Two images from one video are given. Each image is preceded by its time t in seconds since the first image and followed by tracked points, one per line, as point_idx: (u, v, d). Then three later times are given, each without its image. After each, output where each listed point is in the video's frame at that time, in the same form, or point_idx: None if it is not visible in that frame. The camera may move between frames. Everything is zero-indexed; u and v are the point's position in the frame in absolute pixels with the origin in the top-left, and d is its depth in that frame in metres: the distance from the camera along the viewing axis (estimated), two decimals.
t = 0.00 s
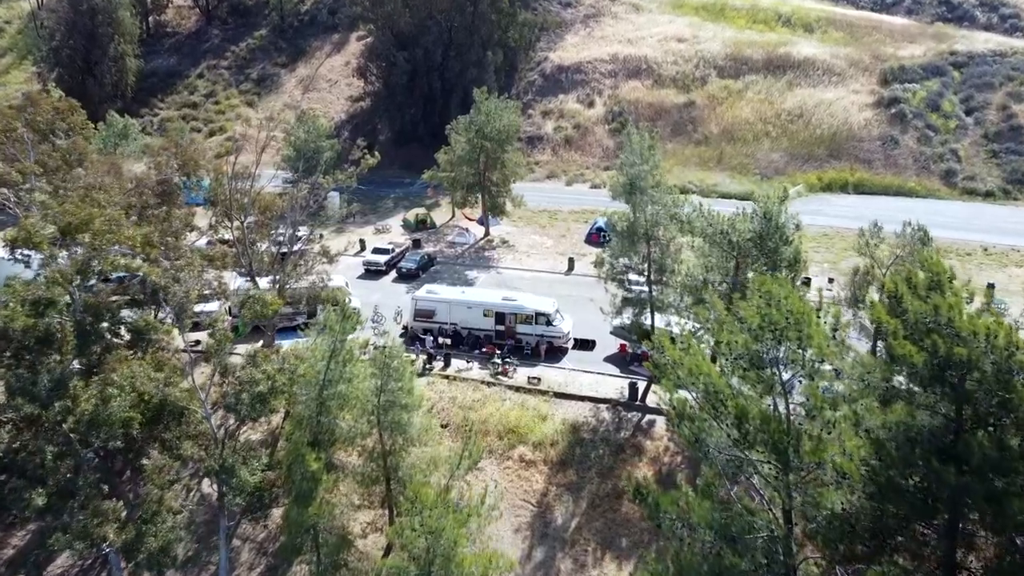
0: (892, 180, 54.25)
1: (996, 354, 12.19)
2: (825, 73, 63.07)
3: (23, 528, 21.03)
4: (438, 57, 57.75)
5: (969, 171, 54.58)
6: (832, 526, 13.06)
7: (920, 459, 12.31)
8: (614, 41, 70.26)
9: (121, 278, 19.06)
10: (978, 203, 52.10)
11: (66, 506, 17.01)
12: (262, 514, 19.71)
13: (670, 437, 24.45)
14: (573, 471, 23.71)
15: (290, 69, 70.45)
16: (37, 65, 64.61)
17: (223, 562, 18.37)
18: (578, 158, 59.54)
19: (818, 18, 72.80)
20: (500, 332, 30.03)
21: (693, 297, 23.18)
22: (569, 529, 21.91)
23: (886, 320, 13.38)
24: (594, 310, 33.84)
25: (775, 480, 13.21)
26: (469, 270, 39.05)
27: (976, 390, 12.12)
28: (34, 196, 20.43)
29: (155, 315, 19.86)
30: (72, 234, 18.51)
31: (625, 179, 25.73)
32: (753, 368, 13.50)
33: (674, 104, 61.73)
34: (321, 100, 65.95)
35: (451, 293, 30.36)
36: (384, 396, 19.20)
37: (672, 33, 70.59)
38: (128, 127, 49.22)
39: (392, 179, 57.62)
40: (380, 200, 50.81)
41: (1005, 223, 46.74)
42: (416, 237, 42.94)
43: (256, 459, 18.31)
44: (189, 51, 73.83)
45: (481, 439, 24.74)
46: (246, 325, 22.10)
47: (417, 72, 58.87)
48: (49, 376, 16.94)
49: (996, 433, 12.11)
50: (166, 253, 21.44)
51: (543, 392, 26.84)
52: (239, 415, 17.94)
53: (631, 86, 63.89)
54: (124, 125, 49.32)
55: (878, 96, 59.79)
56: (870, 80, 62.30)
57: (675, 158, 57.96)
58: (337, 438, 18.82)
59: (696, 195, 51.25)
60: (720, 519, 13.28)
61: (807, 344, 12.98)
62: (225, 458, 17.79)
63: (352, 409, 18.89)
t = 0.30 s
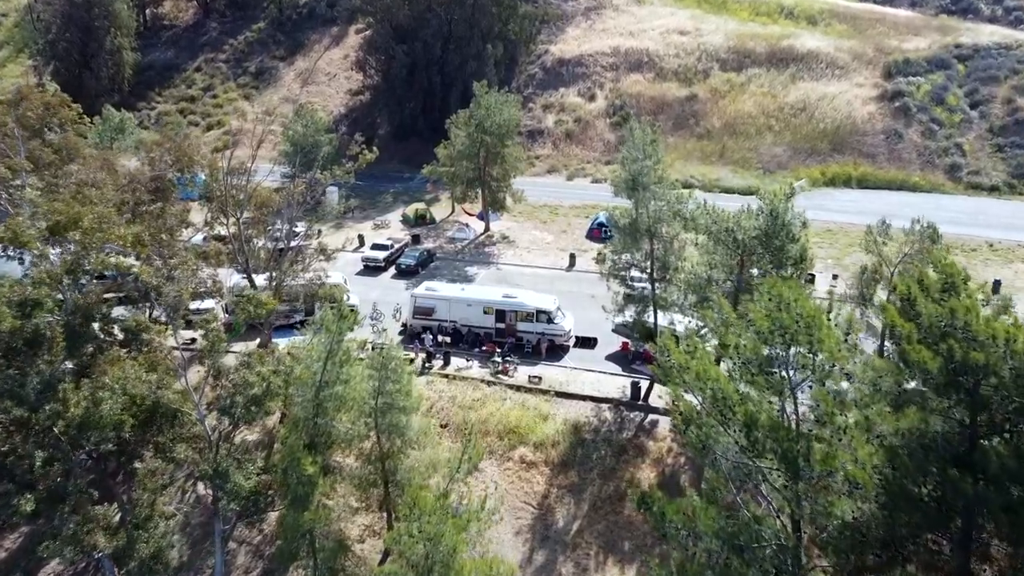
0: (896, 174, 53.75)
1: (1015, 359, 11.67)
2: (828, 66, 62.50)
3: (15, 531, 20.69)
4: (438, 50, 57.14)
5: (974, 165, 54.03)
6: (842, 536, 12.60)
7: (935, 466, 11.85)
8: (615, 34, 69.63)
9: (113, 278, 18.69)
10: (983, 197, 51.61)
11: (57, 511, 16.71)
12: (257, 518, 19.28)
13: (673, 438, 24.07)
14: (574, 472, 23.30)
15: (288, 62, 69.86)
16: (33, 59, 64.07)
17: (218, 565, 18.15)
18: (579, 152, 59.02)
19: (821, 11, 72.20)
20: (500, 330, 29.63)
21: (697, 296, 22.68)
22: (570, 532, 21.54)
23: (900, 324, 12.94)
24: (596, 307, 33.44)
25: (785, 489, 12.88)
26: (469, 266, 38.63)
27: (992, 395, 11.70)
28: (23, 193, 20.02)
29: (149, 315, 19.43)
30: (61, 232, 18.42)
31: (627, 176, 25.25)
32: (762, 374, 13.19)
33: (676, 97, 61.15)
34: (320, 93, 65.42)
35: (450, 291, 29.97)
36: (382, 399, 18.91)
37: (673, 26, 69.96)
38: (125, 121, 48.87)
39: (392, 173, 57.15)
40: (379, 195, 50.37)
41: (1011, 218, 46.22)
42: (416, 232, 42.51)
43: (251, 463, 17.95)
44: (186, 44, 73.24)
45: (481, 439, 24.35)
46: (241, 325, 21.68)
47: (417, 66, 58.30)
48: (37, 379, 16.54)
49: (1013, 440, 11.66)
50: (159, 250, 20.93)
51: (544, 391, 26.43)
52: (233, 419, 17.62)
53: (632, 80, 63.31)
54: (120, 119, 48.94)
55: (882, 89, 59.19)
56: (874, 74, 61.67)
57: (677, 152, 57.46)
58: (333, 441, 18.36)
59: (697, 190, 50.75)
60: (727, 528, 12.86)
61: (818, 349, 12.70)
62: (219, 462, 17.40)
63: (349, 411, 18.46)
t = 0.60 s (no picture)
0: (900, 169, 53.23)
1: None
2: (832, 59, 61.93)
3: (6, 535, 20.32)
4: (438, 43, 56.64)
5: (979, 159, 53.54)
6: (853, 546, 12.22)
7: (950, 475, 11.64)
8: (616, 26, 69.01)
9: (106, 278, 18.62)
10: (987, 192, 51.13)
11: (46, 516, 16.49)
12: (252, 523, 18.88)
13: (676, 439, 23.68)
14: (576, 474, 22.91)
15: (287, 54, 69.25)
16: (29, 51, 63.51)
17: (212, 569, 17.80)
18: (580, 146, 58.49)
19: (824, 3, 71.60)
20: (500, 327, 29.25)
21: (700, 295, 22.17)
22: (572, 535, 21.19)
23: (915, 328, 12.50)
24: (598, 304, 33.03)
25: (796, 499, 12.34)
26: (469, 262, 38.20)
27: (1009, 403, 11.32)
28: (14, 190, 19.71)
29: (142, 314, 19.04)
30: (49, 231, 18.25)
31: (629, 171, 24.73)
32: (771, 379, 12.80)
33: (678, 91, 60.60)
34: (318, 87, 64.86)
35: (450, 288, 29.55)
36: (379, 402, 18.31)
37: (675, 18, 69.34)
38: (121, 115, 48.38)
39: (391, 167, 56.65)
40: (378, 189, 49.92)
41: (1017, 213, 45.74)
42: (415, 228, 42.09)
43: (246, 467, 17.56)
44: (184, 36, 72.61)
45: (481, 439, 23.96)
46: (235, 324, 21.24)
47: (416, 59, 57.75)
48: (26, 382, 16.15)
49: None
50: (151, 247, 20.70)
51: (545, 391, 26.05)
52: (227, 422, 17.29)
53: (634, 73, 62.74)
54: (116, 113, 48.47)
55: (886, 82, 58.62)
56: (878, 67, 61.08)
57: (678, 146, 56.94)
58: (330, 443, 17.95)
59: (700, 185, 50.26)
60: (736, 539, 12.43)
61: (829, 354, 12.33)
62: (213, 466, 16.96)
63: (346, 413, 18.08)
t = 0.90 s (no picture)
0: (904, 163, 52.70)
1: None
2: (835, 53, 61.37)
3: None
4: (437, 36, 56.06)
5: (984, 154, 53.04)
6: (863, 559, 11.67)
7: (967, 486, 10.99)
8: (617, 19, 68.40)
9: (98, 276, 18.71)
10: (992, 187, 50.63)
11: (37, 522, 16.19)
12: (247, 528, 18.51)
13: (679, 440, 23.28)
14: (577, 476, 22.54)
15: (285, 48, 68.65)
16: (25, 45, 62.93)
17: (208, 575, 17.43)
18: (580, 140, 57.95)
19: None
20: (501, 326, 28.84)
21: (705, 294, 22.13)
22: (574, 539, 20.83)
23: (930, 333, 12.03)
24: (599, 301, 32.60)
25: (805, 510, 11.93)
26: (469, 258, 37.76)
27: None
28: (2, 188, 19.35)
29: (135, 313, 18.67)
30: (37, 231, 18.15)
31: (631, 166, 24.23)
32: (780, 387, 12.42)
33: (680, 84, 60.04)
34: (317, 80, 64.32)
35: (449, 285, 29.12)
36: (376, 405, 17.76)
37: (677, 11, 68.72)
38: (117, 109, 47.85)
39: (390, 162, 56.19)
40: (377, 184, 49.45)
41: None
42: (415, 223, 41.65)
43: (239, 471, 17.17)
44: (182, 29, 71.95)
45: (481, 441, 23.58)
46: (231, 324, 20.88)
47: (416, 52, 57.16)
48: (14, 386, 15.70)
49: None
50: (144, 245, 20.49)
51: (545, 390, 25.65)
52: (219, 426, 17.15)
53: (635, 66, 62.17)
54: (112, 107, 47.93)
55: (890, 75, 58.05)
56: (881, 60, 60.51)
57: (680, 140, 56.41)
58: (327, 447, 17.61)
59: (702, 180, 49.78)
60: (744, 551, 12.02)
61: (841, 360, 11.91)
62: (206, 471, 16.61)
63: (343, 416, 17.64)
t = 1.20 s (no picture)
0: (909, 157, 52.14)
1: None
2: (838, 45, 60.80)
3: None
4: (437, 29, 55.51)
5: (989, 148, 52.53)
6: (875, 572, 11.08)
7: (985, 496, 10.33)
8: (619, 12, 67.79)
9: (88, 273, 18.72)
10: (998, 181, 50.11)
11: (26, 528, 15.87)
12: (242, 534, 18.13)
13: (683, 441, 22.84)
14: (579, 478, 22.16)
15: (284, 40, 68.08)
16: (21, 37, 62.33)
17: None
18: (581, 134, 57.43)
19: None
20: (501, 324, 28.45)
21: (709, 294, 21.81)
22: (575, 543, 20.54)
23: (946, 339, 11.51)
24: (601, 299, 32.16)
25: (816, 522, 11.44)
26: (469, 254, 37.30)
27: None
28: None
29: (129, 314, 18.21)
30: (25, 230, 18.07)
31: (633, 161, 23.74)
32: (791, 395, 11.97)
33: (682, 77, 59.46)
34: (315, 73, 63.76)
35: (449, 283, 28.71)
36: (373, 409, 17.39)
37: (679, 4, 68.08)
38: (112, 103, 47.37)
39: (390, 156, 55.72)
40: (376, 179, 48.99)
41: None
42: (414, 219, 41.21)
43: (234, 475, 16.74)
44: (179, 21, 71.30)
45: (481, 442, 23.16)
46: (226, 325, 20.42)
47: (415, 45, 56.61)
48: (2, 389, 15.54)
49: None
50: (137, 244, 20.32)
51: (546, 391, 25.23)
52: (212, 431, 16.53)
53: (637, 59, 61.61)
54: (108, 100, 47.45)
55: (894, 68, 57.47)
56: (885, 53, 59.94)
57: (682, 134, 55.88)
58: (323, 451, 17.22)
59: (704, 174, 49.29)
60: (752, 563, 11.55)
61: (853, 368, 11.55)
62: (198, 476, 16.20)
63: (340, 419, 17.27)
